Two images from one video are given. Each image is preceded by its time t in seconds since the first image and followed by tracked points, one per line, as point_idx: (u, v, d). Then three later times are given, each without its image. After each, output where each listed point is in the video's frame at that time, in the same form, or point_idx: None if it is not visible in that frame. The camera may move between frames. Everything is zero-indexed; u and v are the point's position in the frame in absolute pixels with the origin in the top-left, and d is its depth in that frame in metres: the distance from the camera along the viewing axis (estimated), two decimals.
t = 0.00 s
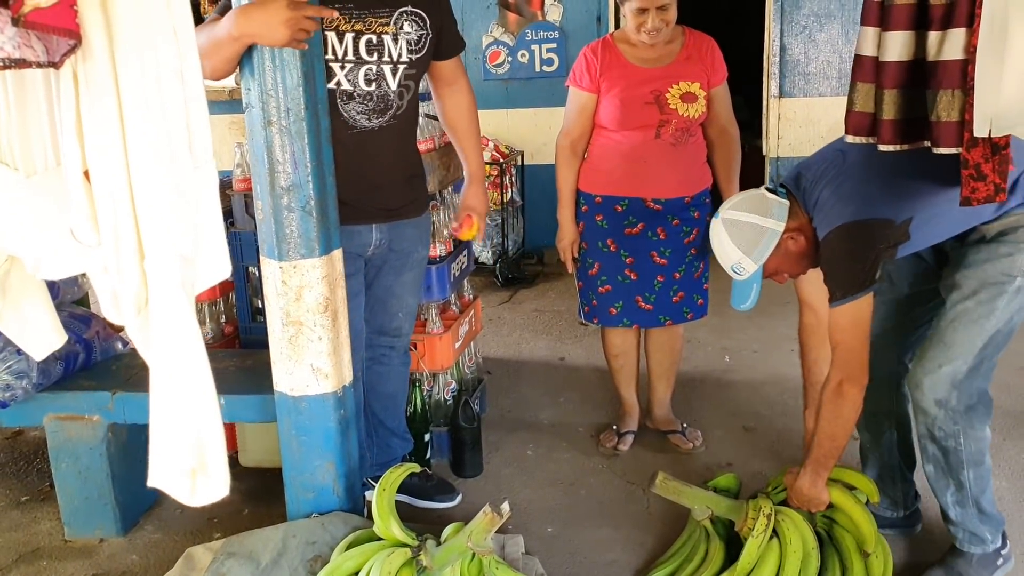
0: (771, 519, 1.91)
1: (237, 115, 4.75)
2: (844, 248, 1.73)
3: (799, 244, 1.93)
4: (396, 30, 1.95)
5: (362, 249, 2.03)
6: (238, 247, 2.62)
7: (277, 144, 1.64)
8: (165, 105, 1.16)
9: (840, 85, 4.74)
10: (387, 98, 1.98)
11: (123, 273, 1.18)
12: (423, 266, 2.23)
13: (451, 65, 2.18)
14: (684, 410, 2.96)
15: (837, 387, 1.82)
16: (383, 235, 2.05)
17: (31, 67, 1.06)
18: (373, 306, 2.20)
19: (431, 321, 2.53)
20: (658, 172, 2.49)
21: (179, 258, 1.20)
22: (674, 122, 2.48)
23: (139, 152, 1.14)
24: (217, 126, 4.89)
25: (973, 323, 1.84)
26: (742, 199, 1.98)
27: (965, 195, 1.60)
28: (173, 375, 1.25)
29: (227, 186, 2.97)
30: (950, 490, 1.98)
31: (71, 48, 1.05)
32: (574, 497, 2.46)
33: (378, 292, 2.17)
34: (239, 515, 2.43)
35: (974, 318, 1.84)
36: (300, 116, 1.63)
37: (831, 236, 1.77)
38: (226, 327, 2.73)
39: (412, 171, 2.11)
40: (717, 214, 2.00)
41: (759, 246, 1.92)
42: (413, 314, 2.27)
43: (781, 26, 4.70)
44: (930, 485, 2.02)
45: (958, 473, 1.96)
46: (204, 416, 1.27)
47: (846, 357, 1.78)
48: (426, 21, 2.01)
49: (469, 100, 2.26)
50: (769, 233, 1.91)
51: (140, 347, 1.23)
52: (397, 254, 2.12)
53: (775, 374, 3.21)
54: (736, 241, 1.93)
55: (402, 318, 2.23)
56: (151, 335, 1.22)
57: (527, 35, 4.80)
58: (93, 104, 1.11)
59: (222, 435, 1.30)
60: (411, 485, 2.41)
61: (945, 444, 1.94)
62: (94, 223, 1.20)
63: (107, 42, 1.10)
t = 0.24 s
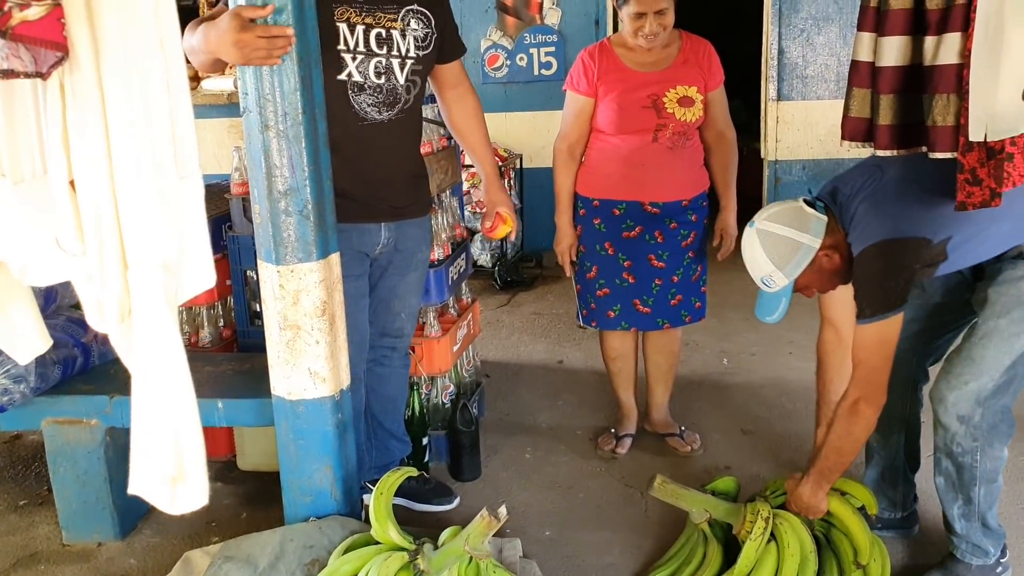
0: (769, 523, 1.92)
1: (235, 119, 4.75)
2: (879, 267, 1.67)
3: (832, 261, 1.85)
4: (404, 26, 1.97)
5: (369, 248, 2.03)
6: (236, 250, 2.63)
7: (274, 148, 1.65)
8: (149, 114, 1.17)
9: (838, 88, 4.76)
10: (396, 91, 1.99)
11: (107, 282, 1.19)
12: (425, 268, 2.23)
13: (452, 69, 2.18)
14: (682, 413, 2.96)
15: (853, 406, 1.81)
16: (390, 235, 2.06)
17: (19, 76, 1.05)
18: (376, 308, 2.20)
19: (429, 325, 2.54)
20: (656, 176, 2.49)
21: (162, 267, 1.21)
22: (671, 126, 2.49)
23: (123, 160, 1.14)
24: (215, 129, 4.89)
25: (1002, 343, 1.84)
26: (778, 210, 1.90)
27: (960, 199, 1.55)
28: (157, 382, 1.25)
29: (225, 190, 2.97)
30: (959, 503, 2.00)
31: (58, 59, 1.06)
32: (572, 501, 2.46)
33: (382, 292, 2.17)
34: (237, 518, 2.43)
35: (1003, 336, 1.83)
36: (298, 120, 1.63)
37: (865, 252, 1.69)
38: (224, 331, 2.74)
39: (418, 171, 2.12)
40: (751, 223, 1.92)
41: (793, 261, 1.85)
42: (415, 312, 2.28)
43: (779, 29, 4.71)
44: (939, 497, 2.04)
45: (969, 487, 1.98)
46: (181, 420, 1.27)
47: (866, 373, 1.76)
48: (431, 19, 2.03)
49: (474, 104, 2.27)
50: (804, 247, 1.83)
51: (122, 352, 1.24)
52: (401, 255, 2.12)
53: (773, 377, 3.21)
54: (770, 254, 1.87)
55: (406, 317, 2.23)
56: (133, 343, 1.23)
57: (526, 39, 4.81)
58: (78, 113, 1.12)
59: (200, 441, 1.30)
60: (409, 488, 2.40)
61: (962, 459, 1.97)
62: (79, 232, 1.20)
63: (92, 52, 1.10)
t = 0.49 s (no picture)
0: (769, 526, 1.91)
1: (235, 123, 4.75)
2: (914, 288, 1.71)
3: (864, 276, 1.87)
4: (411, 26, 1.98)
5: (373, 248, 2.03)
6: (235, 254, 2.62)
7: (272, 152, 1.64)
8: (146, 119, 1.17)
9: (838, 91, 4.76)
10: (401, 89, 1.99)
11: (104, 284, 1.20)
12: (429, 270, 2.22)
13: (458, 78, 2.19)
14: (683, 416, 2.95)
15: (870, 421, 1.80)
16: (394, 235, 2.05)
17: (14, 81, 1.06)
18: (379, 309, 2.19)
19: (428, 328, 2.53)
20: (654, 180, 2.49)
21: (156, 271, 1.21)
22: (670, 130, 2.49)
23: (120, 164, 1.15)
24: (215, 133, 4.89)
25: (1015, 349, 1.85)
26: (811, 222, 1.89)
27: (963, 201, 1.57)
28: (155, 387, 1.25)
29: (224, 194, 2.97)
30: (960, 506, 1.99)
31: (52, 64, 1.07)
32: (572, 504, 2.45)
33: (385, 293, 2.16)
34: (237, 523, 2.43)
35: (1017, 343, 1.85)
36: (296, 124, 1.63)
37: (900, 273, 1.73)
38: (224, 335, 2.74)
39: (420, 172, 2.11)
40: (783, 233, 1.91)
41: (826, 276, 1.85)
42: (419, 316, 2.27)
43: (779, 32, 4.71)
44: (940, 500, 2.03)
45: (969, 491, 1.97)
46: (180, 421, 1.27)
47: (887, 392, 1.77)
48: (438, 23, 2.05)
49: (477, 117, 2.27)
50: (839, 263, 1.83)
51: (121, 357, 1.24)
52: (405, 256, 2.12)
53: (774, 381, 3.21)
54: (804, 268, 1.86)
55: (409, 321, 2.22)
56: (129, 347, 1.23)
57: (526, 43, 4.82)
58: (75, 118, 1.13)
59: (197, 443, 1.29)
60: (409, 491, 2.40)
61: (964, 463, 1.97)
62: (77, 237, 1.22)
63: (89, 58, 1.11)
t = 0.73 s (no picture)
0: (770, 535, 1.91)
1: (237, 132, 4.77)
2: (935, 308, 1.70)
3: (884, 300, 1.87)
4: (420, 36, 1.98)
5: (382, 254, 2.01)
6: (236, 263, 2.62)
7: (274, 161, 1.64)
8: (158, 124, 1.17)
9: (840, 98, 4.75)
10: (411, 99, 1.98)
11: (118, 292, 1.20)
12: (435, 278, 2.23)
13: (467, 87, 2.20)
14: (685, 424, 2.95)
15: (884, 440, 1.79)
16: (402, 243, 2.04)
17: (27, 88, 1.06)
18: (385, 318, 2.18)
19: (429, 336, 2.52)
20: (655, 187, 2.49)
21: (171, 278, 1.22)
22: (670, 137, 2.48)
23: (136, 175, 1.16)
24: (218, 142, 4.91)
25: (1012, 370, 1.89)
26: (834, 245, 1.90)
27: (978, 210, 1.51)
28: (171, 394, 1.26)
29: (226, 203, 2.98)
30: (955, 515, 2.02)
31: (67, 70, 1.07)
32: (573, 513, 2.45)
33: (392, 302, 2.15)
34: (238, 532, 2.43)
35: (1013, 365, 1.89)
36: (297, 133, 1.63)
37: (922, 293, 1.73)
38: (225, 344, 2.73)
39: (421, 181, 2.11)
40: (806, 254, 1.92)
41: (848, 297, 1.85)
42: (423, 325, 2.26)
43: (779, 40, 4.72)
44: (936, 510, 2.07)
45: (961, 501, 2.00)
46: (200, 431, 1.29)
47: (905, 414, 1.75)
48: (447, 32, 2.05)
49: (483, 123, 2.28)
50: (861, 285, 1.83)
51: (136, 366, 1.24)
52: (413, 264, 2.11)
53: (776, 388, 3.20)
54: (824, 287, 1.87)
55: (415, 329, 2.22)
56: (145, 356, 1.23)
57: (527, 51, 4.83)
58: (89, 126, 1.13)
59: (217, 450, 1.32)
60: (410, 500, 2.38)
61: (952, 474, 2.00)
62: (89, 245, 1.21)
63: (103, 62, 1.10)
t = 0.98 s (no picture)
0: None
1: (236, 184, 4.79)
2: (954, 386, 1.81)
3: (900, 382, 1.95)
4: (426, 93, 1.97)
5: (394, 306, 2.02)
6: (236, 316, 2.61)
7: (273, 215, 1.63)
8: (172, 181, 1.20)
9: (834, 148, 4.80)
10: (418, 156, 1.98)
11: (131, 348, 1.22)
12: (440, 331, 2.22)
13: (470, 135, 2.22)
14: (687, 476, 2.92)
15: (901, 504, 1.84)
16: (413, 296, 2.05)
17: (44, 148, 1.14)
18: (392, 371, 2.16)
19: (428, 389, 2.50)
20: (653, 237, 2.49)
21: (189, 332, 1.23)
22: (667, 187, 2.49)
23: (150, 231, 1.18)
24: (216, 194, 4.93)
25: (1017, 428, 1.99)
26: (854, 326, 1.99)
27: None
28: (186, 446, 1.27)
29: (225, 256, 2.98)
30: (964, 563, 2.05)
31: (80, 130, 1.12)
32: (575, 568, 2.41)
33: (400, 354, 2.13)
34: None
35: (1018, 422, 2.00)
36: (296, 186, 1.62)
37: (943, 370, 1.84)
38: (223, 398, 2.69)
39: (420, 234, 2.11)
40: (827, 334, 2.02)
41: (866, 377, 1.92)
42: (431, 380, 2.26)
43: (774, 91, 4.77)
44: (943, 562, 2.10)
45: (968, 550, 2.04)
46: (213, 484, 1.29)
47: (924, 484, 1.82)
48: (452, 86, 2.05)
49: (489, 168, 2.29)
50: (879, 366, 1.91)
51: (149, 421, 1.26)
52: (422, 313, 2.11)
53: (778, 439, 3.17)
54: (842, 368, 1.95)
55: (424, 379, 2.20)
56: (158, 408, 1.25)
57: (525, 103, 4.87)
58: (104, 185, 1.16)
59: (231, 509, 1.32)
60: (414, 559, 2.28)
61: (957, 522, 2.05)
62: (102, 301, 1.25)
63: (117, 122, 1.14)
